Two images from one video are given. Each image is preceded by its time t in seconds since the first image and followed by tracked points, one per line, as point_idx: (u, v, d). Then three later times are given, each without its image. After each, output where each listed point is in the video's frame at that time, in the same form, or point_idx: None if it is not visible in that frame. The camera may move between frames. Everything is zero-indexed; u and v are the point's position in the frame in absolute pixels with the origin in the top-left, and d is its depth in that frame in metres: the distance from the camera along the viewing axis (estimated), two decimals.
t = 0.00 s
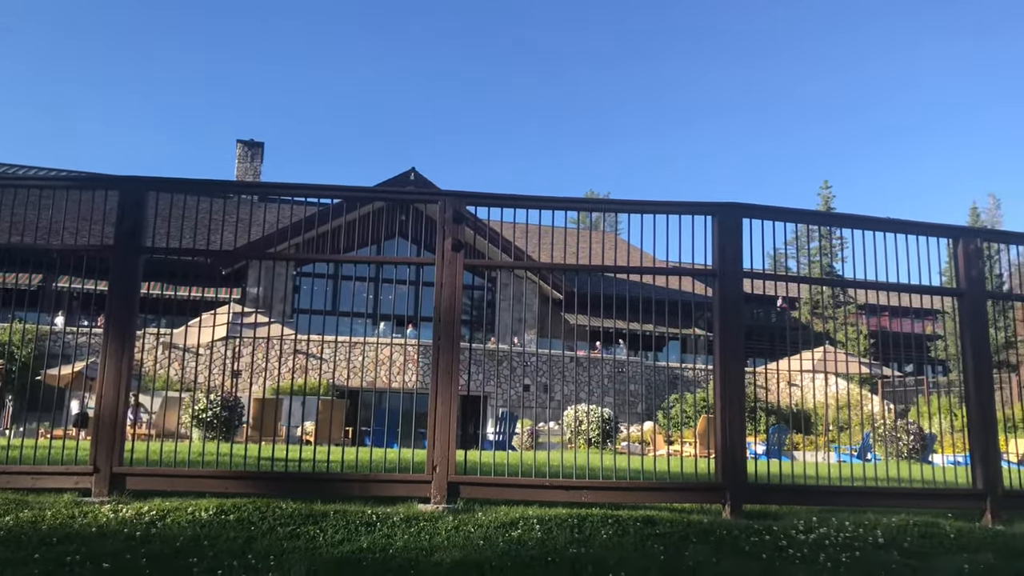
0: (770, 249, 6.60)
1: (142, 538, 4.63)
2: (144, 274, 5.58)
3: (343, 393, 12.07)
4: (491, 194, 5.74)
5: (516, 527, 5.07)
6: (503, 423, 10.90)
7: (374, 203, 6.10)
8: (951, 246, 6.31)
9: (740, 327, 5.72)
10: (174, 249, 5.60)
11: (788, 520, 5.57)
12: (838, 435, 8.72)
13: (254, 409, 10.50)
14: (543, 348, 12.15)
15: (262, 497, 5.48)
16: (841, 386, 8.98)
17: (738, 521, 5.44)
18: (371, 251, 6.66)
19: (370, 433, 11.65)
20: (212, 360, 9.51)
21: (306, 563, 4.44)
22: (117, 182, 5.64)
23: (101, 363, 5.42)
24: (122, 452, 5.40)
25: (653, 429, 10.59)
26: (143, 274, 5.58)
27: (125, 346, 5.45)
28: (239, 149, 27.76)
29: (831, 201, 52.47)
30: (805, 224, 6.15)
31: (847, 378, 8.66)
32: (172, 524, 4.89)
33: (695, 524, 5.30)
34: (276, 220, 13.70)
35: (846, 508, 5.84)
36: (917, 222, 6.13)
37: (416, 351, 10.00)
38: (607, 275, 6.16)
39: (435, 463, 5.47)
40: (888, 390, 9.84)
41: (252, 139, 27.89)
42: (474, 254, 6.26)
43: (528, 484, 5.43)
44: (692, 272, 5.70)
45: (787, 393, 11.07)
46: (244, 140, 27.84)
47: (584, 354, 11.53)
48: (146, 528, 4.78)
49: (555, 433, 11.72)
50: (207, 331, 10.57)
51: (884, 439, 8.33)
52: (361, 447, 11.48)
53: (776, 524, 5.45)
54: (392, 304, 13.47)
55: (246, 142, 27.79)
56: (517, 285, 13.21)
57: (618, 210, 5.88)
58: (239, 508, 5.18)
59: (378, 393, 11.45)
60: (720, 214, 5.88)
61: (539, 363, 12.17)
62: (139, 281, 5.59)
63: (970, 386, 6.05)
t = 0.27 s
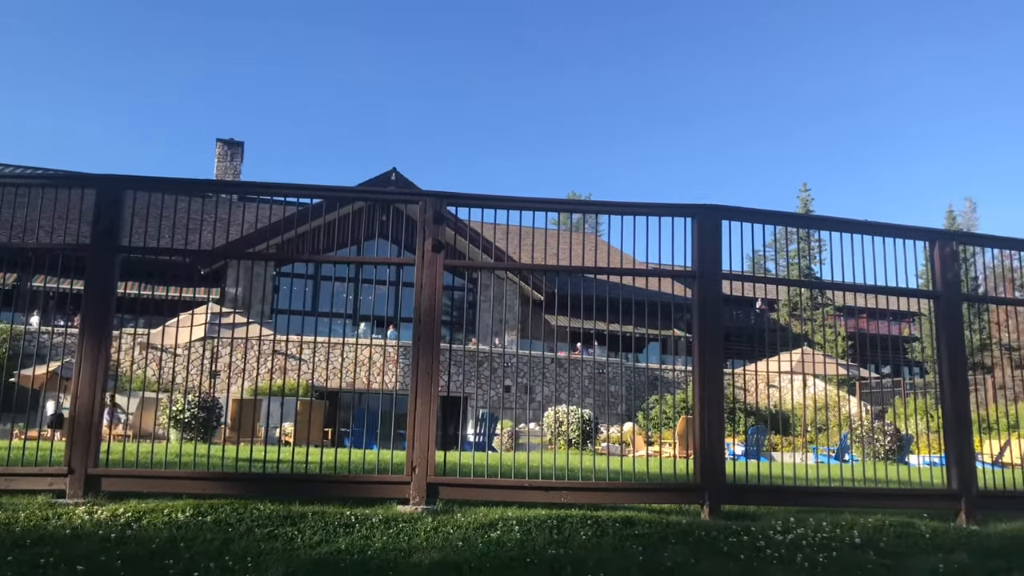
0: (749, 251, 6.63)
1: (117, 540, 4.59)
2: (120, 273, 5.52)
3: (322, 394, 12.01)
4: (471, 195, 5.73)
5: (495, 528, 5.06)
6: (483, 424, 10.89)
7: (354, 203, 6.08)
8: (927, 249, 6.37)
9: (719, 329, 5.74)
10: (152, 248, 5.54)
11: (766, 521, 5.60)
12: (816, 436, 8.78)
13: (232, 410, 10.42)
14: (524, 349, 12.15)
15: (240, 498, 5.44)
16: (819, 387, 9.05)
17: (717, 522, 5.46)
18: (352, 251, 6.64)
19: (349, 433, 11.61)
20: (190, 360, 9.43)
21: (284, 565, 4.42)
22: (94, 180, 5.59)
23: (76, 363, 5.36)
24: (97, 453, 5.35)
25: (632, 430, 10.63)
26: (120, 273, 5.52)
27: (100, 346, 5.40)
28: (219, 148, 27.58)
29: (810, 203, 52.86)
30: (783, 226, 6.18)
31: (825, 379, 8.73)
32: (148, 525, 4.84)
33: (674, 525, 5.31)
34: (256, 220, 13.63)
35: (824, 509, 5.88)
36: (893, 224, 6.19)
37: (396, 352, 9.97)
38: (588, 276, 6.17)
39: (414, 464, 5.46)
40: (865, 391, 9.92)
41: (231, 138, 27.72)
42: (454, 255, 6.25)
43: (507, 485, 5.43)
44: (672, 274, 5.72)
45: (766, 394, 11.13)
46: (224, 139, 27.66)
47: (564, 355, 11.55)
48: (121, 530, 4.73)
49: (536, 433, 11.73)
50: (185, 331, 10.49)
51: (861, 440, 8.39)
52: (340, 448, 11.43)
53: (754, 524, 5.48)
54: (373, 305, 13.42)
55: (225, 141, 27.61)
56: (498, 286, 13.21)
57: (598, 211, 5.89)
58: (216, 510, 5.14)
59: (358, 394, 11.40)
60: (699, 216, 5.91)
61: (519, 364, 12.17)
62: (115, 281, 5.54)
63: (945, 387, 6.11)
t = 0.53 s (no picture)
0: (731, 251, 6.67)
1: (95, 539, 4.55)
2: (99, 270, 5.47)
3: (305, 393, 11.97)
4: (454, 193, 5.72)
5: (476, 527, 5.05)
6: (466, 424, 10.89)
7: (337, 200, 6.05)
8: (907, 250, 6.42)
9: (700, 328, 5.77)
10: (131, 245, 5.50)
11: (746, 519, 5.62)
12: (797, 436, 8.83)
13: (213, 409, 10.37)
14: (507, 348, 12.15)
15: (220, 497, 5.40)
16: (801, 387, 9.12)
17: (697, 520, 5.48)
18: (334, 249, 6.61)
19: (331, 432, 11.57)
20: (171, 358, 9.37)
21: (264, 564, 4.40)
22: (73, 176, 5.53)
23: (53, 360, 5.31)
24: (75, 451, 5.30)
25: (615, 429, 10.65)
26: (98, 269, 5.47)
27: (78, 343, 5.35)
28: (201, 145, 27.40)
29: (791, 205, 53.19)
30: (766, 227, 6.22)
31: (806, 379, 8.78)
32: (127, 524, 4.81)
33: (655, 523, 5.32)
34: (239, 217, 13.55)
35: (803, 508, 5.91)
36: (874, 226, 6.23)
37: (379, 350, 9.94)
38: (571, 275, 6.17)
39: (395, 463, 5.44)
40: (846, 391, 9.99)
41: (213, 135, 27.53)
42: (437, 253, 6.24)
43: (489, 484, 5.43)
44: (654, 273, 5.74)
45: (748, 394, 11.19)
46: (206, 136, 27.48)
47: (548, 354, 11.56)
48: (100, 529, 4.70)
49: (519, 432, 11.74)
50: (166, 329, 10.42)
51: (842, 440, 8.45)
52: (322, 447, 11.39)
53: (735, 523, 5.50)
54: (356, 303, 13.39)
55: (207, 138, 27.42)
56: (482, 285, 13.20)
57: (581, 210, 5.90)
58: (195, 509, 5.10)
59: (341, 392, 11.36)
60: (682, 215, 5.93)
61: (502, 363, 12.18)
62: (95, 278, 5.49)
63: (924, 387, 6.17)
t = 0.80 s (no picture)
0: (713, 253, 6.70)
1: (72, 541, 4.52)
2: (77, 269, 5.42)
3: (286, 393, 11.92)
4: (437, 193, 5.71)
5: (458, 528, 5.04)
6: (449, 424, 10.88)
7: (319, 200, 6.03)
8: (887, 252, 6.47)
9: (681, 328, 5.79)
10: (111, 244, 5.45)
11: (726, 519, 5.64)
12: (778, 436, 8.88)
13: (194, 409, 10.31)
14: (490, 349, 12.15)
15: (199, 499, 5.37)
16: (782, 388, 9.19)
17: (678, 520, 5.49)
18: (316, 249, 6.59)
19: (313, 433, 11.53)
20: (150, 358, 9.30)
21: (243, 567, 4.38)
22: (51, 174, 5.48)
23: (30, 361, 5.25)
24: (52, 452, 5.25)
25: (597, 430, 10.68)
26: (76, 269, 5.42)
27: (56, 344, 5.30)
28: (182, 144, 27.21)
29: (773, 206, 53.51)
30: (747, 228, 6.25)
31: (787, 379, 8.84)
32: (105, 526, 4.77)
33: (636, 523, 5.32)
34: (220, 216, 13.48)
35: (783, 508, 5.94)
36: (855, 227, 6.28)
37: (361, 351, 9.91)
38: (553, 276, 6.18)
39: (376, 464, 5.43)
40: (826, 392, 10.06)
41: (195, 134, 27.34)
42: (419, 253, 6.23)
43: (471, 484, 5.42)
44: (636, 274, 5.75)
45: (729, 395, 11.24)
46: (187, 134, 27.30)
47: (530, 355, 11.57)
48: (77, 531, 4.65)
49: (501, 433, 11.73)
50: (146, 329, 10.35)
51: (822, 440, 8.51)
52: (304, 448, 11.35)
53: (715, 523, 5.52)
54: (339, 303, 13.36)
55: (189, 137, 27.22)
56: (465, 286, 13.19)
57: (563, 211, 5.90)
58: (174, 510, 5.06)
59: (323, 393, 11.31)
60: (663, 216, 5.95)
61: (485, 363, 12.18)
62: (73, 277, 5.44)
63: (902, 388, 6.22)
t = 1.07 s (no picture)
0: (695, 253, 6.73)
1: (48, 543, 4.48)
2: (54, 268, 5.37)
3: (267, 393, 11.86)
4: (418, 193, 5.70)
5: (438, 528, 5.03)
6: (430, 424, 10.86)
7: (301, 199, 6.00)
8: (866, 253, 6.52)
9: (662, 328, 5.82)
10: (88, 243, 5.40)
11: (706, 518, 5.66)
12: (757, 435, 8.94)
13: (174, 409, 10.24)
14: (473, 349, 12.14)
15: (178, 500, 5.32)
16: (763, 388, 9.25)
17: (658, 519, 5.51)
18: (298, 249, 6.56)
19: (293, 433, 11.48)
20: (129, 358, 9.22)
21: (221, 568, 4.36)
22: (27, 172, 5.42)
23: (6, 360, 5.20)
24: (28, 452, 5.20)
25: (578, 430, 10.70)
26: (53, 268, 5.37)
27: (32, 344, 5.24)
28: (163, 142, 26.99)
29: (753, 207, 53.82)
30: (728, 229, 6.28)
31: (768, 380, 8.89)
32: (82, 526, 4.73)
33: (616, 522, 5.33)
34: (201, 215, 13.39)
35: (762, 507, 5.97)
36: (835, 228, 6.32)
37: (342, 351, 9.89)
38: (534, 276, 6.19)
39: (357, 464, 5.41)
40: (805, 392, 10.13)
41: (175, 133, 27.13)
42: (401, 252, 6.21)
43: (452, 484, 5.41)
44: (617, 274, 5.77)
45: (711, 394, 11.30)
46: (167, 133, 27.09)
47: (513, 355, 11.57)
48: (53, 532, 4.61)
49: (484, 433, 11.73)
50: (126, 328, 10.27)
51: (801, 439, 8.57)
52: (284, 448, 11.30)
53: (695, 522, 5.53)
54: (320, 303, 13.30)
55: (168, 135, 27.00)
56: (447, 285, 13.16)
57: (544, 211, 5.91)
58: (153, 511, 5.02)
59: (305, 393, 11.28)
60: (644, 217, 5.97)
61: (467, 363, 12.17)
62: (50, 276, 5.39)
63: (881, 388, 6.27)
